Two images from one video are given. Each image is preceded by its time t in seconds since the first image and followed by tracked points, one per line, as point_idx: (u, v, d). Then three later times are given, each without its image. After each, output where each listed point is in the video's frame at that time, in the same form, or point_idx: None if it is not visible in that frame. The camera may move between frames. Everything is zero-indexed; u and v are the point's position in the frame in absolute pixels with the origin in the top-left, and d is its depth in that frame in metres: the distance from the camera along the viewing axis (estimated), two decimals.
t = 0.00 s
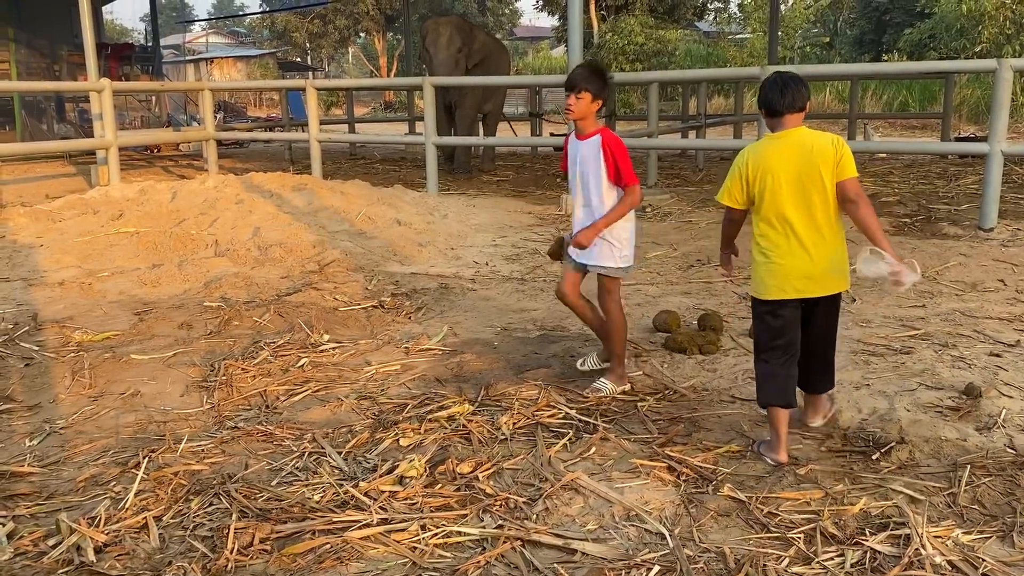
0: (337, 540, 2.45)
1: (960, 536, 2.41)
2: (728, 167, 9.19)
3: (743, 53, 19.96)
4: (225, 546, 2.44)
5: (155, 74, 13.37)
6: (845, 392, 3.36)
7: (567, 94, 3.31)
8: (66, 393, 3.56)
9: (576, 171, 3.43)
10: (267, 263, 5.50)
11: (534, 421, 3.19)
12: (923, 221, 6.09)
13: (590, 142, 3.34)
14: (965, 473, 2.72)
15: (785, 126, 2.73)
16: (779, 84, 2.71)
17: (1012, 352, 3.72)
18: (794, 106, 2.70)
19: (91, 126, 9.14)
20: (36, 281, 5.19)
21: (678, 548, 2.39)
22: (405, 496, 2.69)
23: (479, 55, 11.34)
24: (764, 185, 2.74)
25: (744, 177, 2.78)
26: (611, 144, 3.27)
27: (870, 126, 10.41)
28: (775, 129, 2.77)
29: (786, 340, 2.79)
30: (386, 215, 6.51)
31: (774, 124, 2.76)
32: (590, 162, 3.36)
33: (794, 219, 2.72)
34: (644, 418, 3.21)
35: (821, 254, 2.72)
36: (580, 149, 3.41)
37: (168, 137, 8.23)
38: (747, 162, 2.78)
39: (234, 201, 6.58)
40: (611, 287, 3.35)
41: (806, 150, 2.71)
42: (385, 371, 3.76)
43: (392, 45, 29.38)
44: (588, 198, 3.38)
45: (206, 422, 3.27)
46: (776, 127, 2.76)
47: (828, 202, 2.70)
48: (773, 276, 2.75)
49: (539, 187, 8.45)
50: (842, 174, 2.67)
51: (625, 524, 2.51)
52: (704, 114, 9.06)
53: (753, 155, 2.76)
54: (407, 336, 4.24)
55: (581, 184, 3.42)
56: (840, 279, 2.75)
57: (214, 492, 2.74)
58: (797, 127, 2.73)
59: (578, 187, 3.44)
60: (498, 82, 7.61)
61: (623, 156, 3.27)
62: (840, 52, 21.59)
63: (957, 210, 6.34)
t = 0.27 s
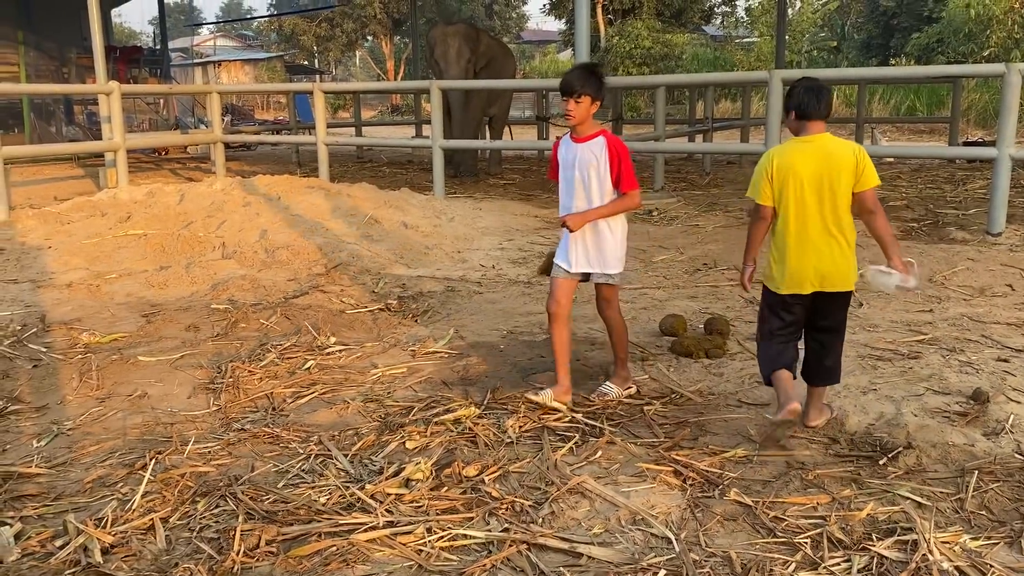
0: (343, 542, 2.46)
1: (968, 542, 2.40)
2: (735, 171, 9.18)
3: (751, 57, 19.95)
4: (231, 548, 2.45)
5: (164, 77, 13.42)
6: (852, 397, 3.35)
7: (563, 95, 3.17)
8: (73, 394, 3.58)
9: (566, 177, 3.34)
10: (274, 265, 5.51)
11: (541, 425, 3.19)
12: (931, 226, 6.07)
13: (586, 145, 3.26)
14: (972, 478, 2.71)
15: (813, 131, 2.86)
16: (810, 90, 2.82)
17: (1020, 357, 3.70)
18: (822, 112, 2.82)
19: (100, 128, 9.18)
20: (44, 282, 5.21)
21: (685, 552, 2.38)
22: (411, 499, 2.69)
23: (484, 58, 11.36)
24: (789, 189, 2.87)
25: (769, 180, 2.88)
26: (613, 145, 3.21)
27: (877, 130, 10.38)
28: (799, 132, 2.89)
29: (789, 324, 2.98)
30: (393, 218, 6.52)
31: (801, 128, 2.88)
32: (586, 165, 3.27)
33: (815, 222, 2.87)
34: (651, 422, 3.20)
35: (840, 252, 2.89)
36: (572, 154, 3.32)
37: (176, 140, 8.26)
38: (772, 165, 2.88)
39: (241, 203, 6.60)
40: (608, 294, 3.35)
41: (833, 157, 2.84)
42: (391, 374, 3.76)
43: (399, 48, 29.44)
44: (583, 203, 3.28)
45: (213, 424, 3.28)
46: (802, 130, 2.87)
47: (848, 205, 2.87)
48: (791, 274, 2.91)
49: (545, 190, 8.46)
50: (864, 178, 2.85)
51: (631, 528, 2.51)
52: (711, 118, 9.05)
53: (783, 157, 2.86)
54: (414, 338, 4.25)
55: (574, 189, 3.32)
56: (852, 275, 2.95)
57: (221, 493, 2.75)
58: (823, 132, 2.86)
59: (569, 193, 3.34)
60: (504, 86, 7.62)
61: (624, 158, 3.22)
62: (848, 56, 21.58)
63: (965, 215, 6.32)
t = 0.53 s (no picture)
0: (352, 546, 2.46)
1: (980, 551, 2.38)
2: (746, 176, 9.16)
3: (762, 62, 19.94)
4: (241, 551, 2.45)
5: (177, 81, 13.50)
6: (863, 403, 3.33)
7: (536, 109, 2.98)
8: (85, 397, 3.59)
9: (548, 190, 3.18)
10: (284, 268, 5.53)
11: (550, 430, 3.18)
12: (943, 231, 6.04)
13: (570, 152, 3.13)
14: (985, 486, 2.69)
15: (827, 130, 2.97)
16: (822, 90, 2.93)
17: None
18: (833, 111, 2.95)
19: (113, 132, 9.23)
20: (57, 285, 5.24)
21: (694, 559, 2.37)
22: (420, 503, 2.69)
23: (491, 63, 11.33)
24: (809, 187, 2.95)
25: (793, 178, 2.93)
26: (599, 147, 3.11)
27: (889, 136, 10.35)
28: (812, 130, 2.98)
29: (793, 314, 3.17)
30: (403, 222, 6.53)
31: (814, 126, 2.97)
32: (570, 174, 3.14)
33: (833, 216, 2.97)
34: (661, 428, 3.19)
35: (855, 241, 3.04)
36: (551, 165, 3.17)
37: (188, 143, 8.29)
38: (797, 164, 2.93)
39: (252, 207, 6.62)
40: (600, 306, 3.20)
41: (845, 156, 2.98)
42: (401, 378, 3.77)
43: (410, 52, 29.54)
44: (574, 212, 3.14)
45: (223, 427, 3.29)
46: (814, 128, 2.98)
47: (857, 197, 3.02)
48: (810, 266, 3.01)
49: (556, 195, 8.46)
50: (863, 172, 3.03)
51: (641, 534, 2.50)
52: (722, 124, 9.04)
53: (808, 155, 2.94)
54: (423, 342, 4.25)
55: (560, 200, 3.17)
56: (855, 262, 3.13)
57: (231, 496, 2.75)
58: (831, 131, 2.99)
59: (554, 206, 3.18)
60: (513, 90, 7.63)
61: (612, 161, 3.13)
62: (859, 62, 21.53)
63: (978, 220, 6.29)
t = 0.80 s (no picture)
0: (368, 551, 2.46)
1: (1001, 562, 2.36)
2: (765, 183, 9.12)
3: (781, 68, 19.86)
4: (258, 555, 2.46)
5: (197, 87, 13.61)
6: (883, 412, 3.30)
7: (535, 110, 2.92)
8: (105, 400, 3.62)
9: (547, 194, 3.15)
10: (302, 273, 5.56)
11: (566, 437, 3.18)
12: (964, 239, 5.99)
13: (570, 157, 3.09)
14: (1007, 497, 2.66)
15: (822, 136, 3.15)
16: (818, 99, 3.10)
17: None
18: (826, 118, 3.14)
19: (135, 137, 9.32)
20: (78, 289, 5.29)
21: (711, 567, 2.36)
22: (436, 509, 2.69)
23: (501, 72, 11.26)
24: (811, 188, 3.14)
25: (796, 180, 3.12)
26: (600, 151, 3.09)
27: (909, 143, 10.28)
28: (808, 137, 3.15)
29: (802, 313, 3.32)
30: (420, 228, 6.54)
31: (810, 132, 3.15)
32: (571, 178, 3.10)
33: (829, 217, 3.18)
34: (678, 435, 3.18)
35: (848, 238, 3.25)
36: (550, 170, 3.14)
37: (208, 148, 8.35)
38: (800, 167, 3.11)
39: (271, 212, 6.66)
40: (591, 303, 3.02)
41: (840, 159, 3.18)
42: (417, 383, 3.77)
43: (429, 58, 29.65)
44: (575, 217, 3.11)
45: (241, 431, 3.31)
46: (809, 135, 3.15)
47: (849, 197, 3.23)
48: (811, 265, 3.22)
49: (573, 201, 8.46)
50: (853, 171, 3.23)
51: (658, 543, 2.49)
52: (741, 130, 9.01)
53: (807, 162, 3.12)
54: (440, 348, 4.26)
55: (560, 205, 3.14)
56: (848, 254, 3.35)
57: (248, 500, 2.77)
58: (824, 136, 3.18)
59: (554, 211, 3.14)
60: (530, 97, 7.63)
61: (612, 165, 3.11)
62: (880, 67, 21.41)
63: (999, 228, 6.23)
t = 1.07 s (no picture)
0: (395, 559, 2.47)
1: None
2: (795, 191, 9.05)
3: (811, 76, 19.73)
4: (286, 560, 2.48)
5: (229, 94, 13.77)
6: (915, 425, 3.26)
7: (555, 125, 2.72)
8: (137, 404, 3.67)
9: (559, 216, 2.96)
10: (331, 279, 5.60)
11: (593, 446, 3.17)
12: (998, 249, 5.91)
13: (586, 178, 2.90)
14: None
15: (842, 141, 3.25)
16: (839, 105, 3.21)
17: None
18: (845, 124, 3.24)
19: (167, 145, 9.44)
20: (111, 293, 5.37)
21: None
22: (463, 517, 2.70)
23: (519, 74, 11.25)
24: (838, 189, 3.22)
25: (826, 182, 3.19)
26: (619, 177, 2.89)
27: (942, 152, 10.17)
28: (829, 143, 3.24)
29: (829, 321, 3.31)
30: (448, 235, 6.56)
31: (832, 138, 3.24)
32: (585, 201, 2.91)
33: (856, 217, 3.26)
34: (706, 446, 3.16)
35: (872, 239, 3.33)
36: (564, 189, 2.95)
37: (239, 155, 8.44)
38: (828, 170, 3.18)
39: (301, 219, 6.71)
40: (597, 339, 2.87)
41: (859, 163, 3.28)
42: (444, 390, 3.78)
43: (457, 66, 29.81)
44: (586, 243, 2.91)
45: (270, 436, 3.34)
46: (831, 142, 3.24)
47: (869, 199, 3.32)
48: (841, 266, 3.26)
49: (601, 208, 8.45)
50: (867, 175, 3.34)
51: (686, 554, 2.48)
52: (770, 138, 8.96)
53: (835, 165, 3.20)
54: (467, 355, 4.27)
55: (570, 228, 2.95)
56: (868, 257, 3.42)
57: (277, 505, 2.79)
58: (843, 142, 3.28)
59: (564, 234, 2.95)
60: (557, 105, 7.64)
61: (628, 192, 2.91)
62: (912, 75, 21.20)
63: None
